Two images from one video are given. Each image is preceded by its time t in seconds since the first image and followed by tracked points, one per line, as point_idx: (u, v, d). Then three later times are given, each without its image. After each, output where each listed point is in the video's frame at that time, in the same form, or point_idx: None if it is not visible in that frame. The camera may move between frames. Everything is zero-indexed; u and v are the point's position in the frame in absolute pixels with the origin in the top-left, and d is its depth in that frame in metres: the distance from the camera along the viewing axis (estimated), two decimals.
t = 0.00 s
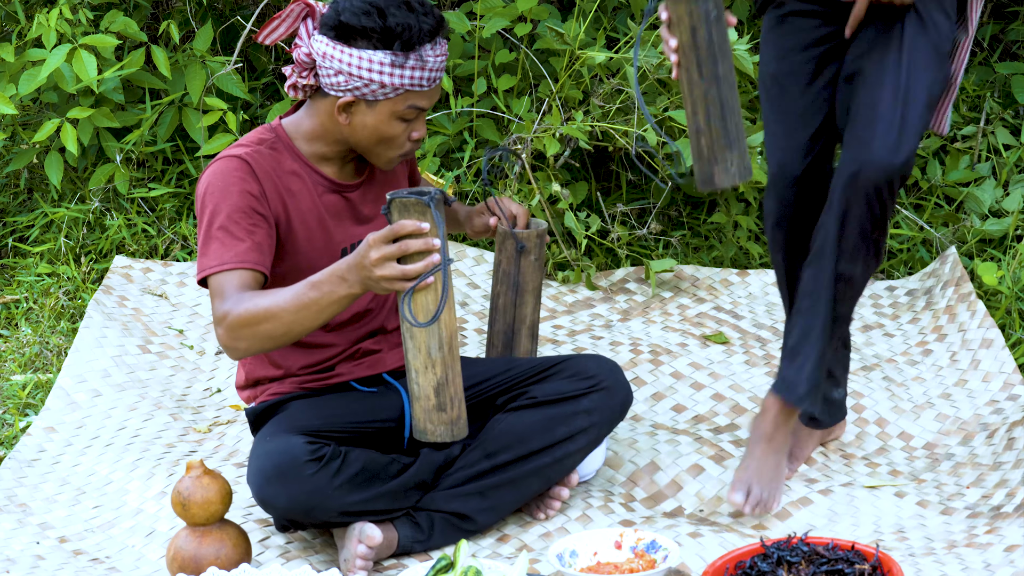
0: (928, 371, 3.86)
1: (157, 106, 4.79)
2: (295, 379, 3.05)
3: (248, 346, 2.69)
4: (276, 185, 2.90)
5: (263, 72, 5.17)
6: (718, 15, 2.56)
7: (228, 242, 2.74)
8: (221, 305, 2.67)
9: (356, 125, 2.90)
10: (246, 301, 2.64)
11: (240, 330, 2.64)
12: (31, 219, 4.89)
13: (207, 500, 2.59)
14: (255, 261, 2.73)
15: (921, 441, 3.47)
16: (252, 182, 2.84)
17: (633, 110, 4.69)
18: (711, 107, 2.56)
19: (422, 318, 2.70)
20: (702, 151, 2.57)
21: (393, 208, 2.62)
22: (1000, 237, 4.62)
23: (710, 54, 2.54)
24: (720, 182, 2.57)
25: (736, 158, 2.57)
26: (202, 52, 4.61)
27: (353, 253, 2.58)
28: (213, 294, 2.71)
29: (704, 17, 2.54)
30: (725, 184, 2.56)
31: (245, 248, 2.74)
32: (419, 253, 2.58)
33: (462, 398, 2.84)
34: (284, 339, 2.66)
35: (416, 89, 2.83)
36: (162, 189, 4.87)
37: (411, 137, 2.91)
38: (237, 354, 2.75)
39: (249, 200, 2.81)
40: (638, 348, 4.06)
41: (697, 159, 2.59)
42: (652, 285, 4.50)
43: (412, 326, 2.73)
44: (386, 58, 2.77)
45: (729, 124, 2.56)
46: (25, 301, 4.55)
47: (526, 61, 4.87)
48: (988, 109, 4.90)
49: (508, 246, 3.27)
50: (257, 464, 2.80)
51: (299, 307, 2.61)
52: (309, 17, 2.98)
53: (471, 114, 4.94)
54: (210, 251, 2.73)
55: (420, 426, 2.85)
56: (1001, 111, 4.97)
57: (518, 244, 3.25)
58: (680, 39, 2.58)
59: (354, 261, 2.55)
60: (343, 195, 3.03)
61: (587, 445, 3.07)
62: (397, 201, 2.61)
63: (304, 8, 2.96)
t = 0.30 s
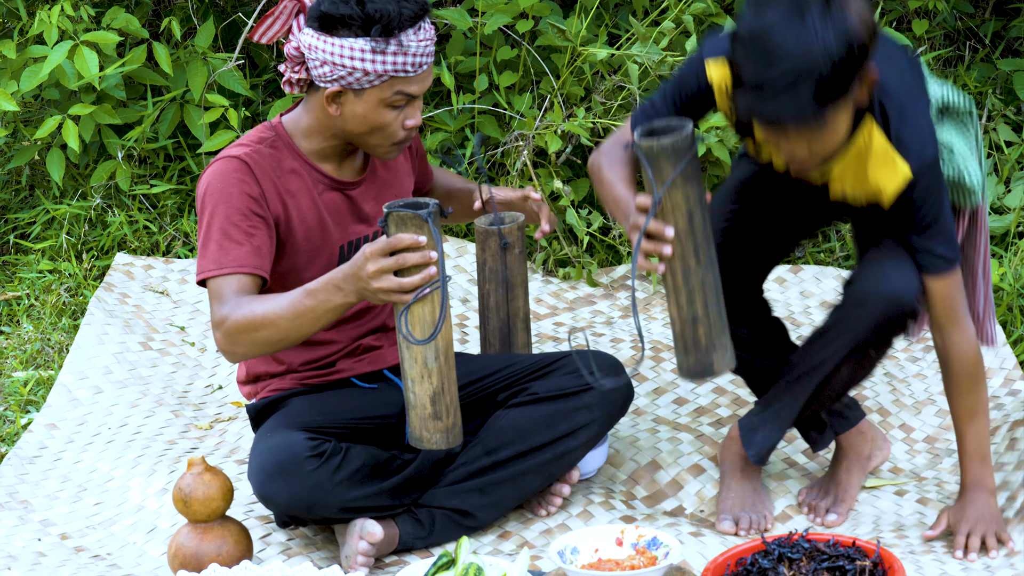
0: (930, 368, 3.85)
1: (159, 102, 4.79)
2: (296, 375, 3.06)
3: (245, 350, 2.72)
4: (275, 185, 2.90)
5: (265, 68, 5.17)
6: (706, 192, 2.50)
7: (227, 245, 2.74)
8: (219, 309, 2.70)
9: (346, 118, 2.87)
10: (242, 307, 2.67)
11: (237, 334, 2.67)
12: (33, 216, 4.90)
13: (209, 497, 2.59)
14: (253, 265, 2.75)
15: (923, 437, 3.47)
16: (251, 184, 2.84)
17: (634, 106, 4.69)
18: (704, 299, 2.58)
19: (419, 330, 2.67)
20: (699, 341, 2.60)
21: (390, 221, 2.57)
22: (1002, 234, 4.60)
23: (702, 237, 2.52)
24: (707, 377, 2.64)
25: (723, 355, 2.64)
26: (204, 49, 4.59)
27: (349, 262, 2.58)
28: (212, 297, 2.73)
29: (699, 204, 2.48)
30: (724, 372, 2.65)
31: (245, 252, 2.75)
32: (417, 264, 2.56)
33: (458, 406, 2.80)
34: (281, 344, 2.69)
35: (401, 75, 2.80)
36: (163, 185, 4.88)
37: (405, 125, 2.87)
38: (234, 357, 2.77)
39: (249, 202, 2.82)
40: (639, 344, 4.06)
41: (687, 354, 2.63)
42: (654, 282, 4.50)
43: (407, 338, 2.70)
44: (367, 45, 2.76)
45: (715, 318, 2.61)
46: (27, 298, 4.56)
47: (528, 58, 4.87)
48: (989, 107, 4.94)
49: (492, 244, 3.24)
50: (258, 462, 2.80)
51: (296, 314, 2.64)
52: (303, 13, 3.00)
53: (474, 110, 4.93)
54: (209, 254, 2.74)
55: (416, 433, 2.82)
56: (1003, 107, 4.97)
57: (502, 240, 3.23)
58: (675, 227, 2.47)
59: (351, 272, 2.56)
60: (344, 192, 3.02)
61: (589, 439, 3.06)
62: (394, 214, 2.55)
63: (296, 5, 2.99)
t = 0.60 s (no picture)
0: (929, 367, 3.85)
1: (157, 102, 4.78)
2: (295, 374, 3.06)
3: (235, 351, 2.74)
4: (276, 185, 2.91)
5: (263, 68, 5.18)
6: (701, 272, 2.77)
7: (221, 245, 2.77)
8: (208, 308, 2.72)
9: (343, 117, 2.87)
10: (231, 309, 2.68)
11: (225, 334, 2.69)
12: (32, 215, 4.90)
13: (208, 497, 2.59)
14: (245, 266, 2.77)
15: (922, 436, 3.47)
16: (251, 184, 2.86)
17: (633, 106, 4.69)
18: (690, 363, 2.84)
19: (400, 347, 2.65)
20: (687, 401, 2.89)
21: (377, 236, 2.55)
22: (1001, 234, 4.59)
23: (695, 311, 2.79)
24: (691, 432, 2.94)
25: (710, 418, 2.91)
26: (203, 48, 4.60)
27: (335, 274, 2.58)
28: (203, 295, 2.76)
29: (690, 281, 2.76)
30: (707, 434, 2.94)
31: (239, 253, 2.77)
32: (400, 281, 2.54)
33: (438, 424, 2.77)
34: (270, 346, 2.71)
35: (395, 75, 2.79)
36: (162, 185, 4.87)
37: (403, 126, 2.86)
38: (225, 356, 2.80)
39: (248, 201, 2.84)
40: (639, 344, 4.07)
41: (677, 410, 2.92)
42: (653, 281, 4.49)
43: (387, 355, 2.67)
44: (359, 44, 2.75)
45: (702, 383, 2.86)
46: (26, 297, 4.55)
47: (526, 57, 4.87)
48: (987, 106, 4.95)
49: (504, 249, 3.19)
50: (257, 460, 2.80)
51: (282, 320, 2.65)
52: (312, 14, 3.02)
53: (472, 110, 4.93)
54: (204, 251, 2.76)
55: (394, 448, 2.79)
56: (1001, 107, 4.97)
57: (516, 246, 3.17)
58: (665, 300, 2.77)
59: (337, 284, 2.56)
60: (347, 194, 3.01)
61: (590, 441, 3.07)
62: (381, 229, 2.53)
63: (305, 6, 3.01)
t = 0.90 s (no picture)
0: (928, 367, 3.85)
1: (157, 103, 4.79)
2: (295, 373, 3.06)
3: (235, 349, 2.77)
4: (288, 185, 2.91)
5: (263, 69, 5.18)
6: (761, 220, 2.70)
7: (228, 241, 2.78)
8: (211, 304, 2.75)
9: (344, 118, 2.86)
10: (232, 309, 2.71)
11: (226, 333, 2.71)
12: (31, 216, 4.90)
13: (207, 497, 2.59)
14: (248, 265, 2.79)
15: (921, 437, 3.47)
16: (263, 182, 2.86)
17: (632, 106, 4.69)
18: (750, 318, 2.74)
19: (403, 354, 2.65)
20: (747, 359, 2.77)
21: (378, 245, 2.56)
22: (1001, 234, 4.59)
23: (755, 262, 2.71)
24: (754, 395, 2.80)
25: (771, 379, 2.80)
26: (202, 49, 4.60)
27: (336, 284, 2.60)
28: (208, 290, 2.79)
29: (752, 229, 2.67)
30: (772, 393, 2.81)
31: (245, 251, 2.79)
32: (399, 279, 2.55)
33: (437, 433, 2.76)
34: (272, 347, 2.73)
35: (385, 69, 2.76)
36: (162, 186, 4.87)
37: (398, 125, 2.79)
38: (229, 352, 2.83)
39: (259, 200, 2.85)
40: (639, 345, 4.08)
41: (737, 371, 2.79)
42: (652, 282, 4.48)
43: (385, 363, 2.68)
44: (353, 34, 2.76)
45: (762, 342, 2.76)
46: (25, 298, 4.55)
47: (526, 58, 4.87)
48: (987, 107, 4.95)
49: (515, 253, 3.19)
50: (257, 460, 2.81)
51: (281, 324, 2.66)
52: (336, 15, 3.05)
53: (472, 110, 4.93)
54: (210, 247, 2.78)
55: (393, 457, 2.77)
56: (1001, 107, 4.97)
57: (526, 251, 3.18)
58: (728, 249, 2.68)
59: (336, 295, 2.58)
60: (359, 198, 3.00)
61: (589, 444, 3.06)
62: (383, 237, 2.54)
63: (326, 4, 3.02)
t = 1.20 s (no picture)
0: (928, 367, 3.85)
1: (157, 102, 4.78)
2: (298, 372, 3.06)
3: (243, 347, 2.78)
4: (301, 182, 2.91)
5: (263, 68, 5.18)
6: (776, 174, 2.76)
7: (240, 237, 2.78)
8: (222, 300, 2.76)
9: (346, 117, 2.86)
10: (244, 307, 2.72)
11: (236, 331, 2.73)
12: (31, 216, 4.89)
13: (207, 497, 2.59)
14: (259, 262, 2.79)
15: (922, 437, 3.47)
16: (275, 177, 2.87)
17: (633, 106, 4.69)
18: (758, 269, 2.80)
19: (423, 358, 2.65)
20: (755, 313, 2.83)
21: (402, 247, 2.55)
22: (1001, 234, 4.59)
23: (768, 215, 2.77)
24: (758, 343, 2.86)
25: (777, 326, 2.86)
26: (202, 48, 4.60)
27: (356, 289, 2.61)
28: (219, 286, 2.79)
29: (766, 181, 2.74)
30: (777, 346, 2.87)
31: (257, 247, 2.79)
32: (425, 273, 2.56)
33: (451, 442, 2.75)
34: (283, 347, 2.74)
35: (374, 54, 2.76)
36: (162, 185, 4.87)
37: (391, 113, 2.78)
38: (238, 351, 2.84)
39: (272, 197, 2.85)
40: (639, 345, 4.08)
41: (743, 325, 2.86)
42: (653, 282, 4.48)
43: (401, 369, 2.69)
44: (346, 20, 2.79)
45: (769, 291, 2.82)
46: (26, 298, 4.55)
47: (526, 57, 4.87)
48: (987, 106, 4.95)
49: (524, 256, 3.19)
50: (256, 458, 2.81)
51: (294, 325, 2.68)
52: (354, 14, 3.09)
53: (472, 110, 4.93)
54: (222, 241, 2.78)
55: (407, 467, 2.76)
56: (1001, 107, 4.97)
57: (534, 255, 3.17)
58: (740, 201, 2.76)
59: (354, 300, 2.60)
60: (371, 199, 3.00)
61: (590, 446, 3.07)
62: (407, 239, 2.54)
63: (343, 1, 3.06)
